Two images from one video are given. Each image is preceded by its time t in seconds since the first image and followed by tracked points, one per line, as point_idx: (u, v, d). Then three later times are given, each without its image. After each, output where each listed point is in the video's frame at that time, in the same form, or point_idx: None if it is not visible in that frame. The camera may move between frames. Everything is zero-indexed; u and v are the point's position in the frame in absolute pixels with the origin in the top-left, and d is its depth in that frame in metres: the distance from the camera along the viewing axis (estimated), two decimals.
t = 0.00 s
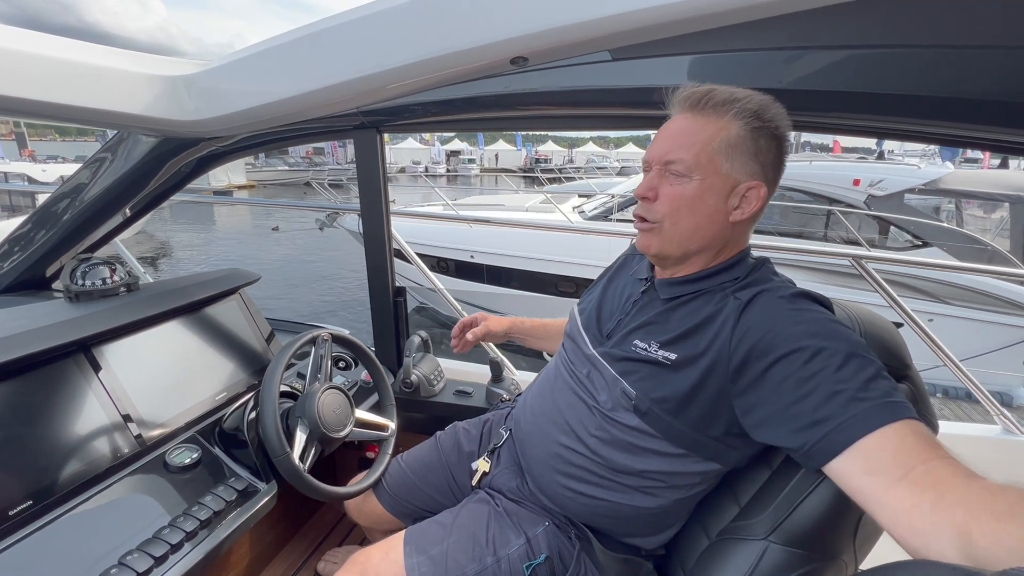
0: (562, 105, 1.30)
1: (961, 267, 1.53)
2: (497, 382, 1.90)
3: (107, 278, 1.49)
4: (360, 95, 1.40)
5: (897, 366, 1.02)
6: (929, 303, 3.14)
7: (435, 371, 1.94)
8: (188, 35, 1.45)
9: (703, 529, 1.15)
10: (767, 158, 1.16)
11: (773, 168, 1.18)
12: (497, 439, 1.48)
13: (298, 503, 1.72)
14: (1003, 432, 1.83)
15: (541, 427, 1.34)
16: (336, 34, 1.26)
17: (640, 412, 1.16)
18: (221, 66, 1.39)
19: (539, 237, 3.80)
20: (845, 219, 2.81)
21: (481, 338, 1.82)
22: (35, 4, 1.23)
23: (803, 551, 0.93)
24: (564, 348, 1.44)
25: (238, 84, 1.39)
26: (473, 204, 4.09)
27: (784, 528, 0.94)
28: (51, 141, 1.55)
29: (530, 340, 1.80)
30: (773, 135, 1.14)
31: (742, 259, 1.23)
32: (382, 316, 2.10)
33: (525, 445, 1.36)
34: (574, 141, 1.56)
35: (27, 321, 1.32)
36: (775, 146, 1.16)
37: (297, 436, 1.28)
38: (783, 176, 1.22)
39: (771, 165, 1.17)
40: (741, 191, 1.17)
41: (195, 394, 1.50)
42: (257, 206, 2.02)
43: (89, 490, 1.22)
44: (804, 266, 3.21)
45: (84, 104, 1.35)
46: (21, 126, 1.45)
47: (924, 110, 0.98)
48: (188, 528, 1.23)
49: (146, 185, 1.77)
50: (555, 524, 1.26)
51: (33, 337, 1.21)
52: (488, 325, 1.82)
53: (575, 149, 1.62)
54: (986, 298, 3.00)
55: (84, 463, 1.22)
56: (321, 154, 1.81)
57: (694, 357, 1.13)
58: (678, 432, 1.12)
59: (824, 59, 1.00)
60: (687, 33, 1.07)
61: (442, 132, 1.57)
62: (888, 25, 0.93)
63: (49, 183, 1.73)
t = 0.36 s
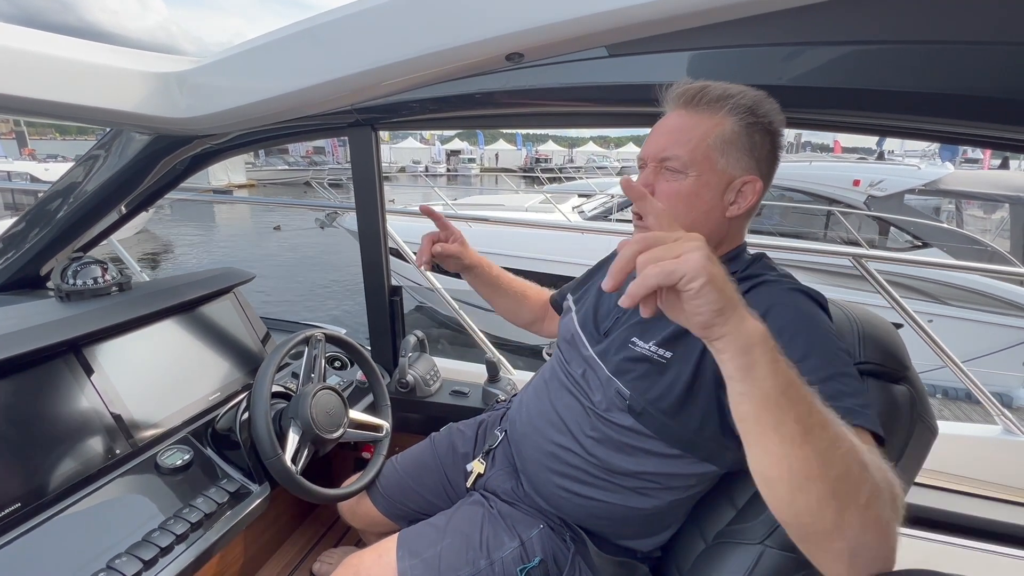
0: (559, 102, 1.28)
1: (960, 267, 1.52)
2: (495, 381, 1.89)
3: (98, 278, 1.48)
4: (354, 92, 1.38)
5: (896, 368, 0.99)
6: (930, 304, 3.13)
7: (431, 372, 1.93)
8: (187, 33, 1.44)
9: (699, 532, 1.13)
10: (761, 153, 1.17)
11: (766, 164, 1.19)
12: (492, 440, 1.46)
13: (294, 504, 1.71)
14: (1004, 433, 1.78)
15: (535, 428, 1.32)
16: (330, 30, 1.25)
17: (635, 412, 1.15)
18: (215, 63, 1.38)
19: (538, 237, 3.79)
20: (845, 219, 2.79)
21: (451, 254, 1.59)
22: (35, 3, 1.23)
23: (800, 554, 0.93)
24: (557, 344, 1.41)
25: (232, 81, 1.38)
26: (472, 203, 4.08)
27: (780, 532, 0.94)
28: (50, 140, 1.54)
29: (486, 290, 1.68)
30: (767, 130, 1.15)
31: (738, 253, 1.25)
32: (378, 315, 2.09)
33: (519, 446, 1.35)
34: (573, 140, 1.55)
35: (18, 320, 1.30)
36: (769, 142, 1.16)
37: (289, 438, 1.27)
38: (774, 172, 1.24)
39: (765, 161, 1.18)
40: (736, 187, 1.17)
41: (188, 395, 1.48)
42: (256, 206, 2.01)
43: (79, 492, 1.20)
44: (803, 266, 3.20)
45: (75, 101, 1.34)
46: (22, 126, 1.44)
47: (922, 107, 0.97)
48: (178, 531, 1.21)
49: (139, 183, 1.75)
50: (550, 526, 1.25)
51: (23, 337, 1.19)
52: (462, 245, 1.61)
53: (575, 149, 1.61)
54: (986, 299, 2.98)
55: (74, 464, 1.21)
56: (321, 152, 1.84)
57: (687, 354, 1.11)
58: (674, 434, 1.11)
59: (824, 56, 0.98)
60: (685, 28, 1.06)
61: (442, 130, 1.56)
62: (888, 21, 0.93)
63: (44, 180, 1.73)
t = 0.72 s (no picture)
0: (557, 96, 1.26)
1: (962, 264, 1.50)
2: (490, 379, 1.87)
3: (91, 275, 1.47)
4: (350, 87, 1.37)
5: (902, 368, 0.97)
6: (930, 305, 3.11)
7: (429, 369, 1.92)
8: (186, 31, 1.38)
9: (698, 532, 1.12)
10: (764, 147, 1.10)
11: (770, 159, 1.12)
12: (488, 439, 1.44)
13: (290, 504, 1.69)
14: (1006, 430, 1.77)
15: (531, 428, 1.31)
16: (326, 24, 1.23)
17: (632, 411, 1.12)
18: (211, 57, 1.37)
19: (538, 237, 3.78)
20: (844, 220, 2.75)
21: (394, 161, 1.45)
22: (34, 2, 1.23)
23: (801, 555, 0.91)
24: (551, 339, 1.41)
25: (227, 76, 1.37)
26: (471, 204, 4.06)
27: (781, 533, 0.93)
28: (51, 139, 1.55)
29: (420, 219, 1.56)
30: (773, 124, 1.09)
31: (731, 250, 1.20)
32: (376, 313, 2.08)
33: (516, 445, 1.33)
34: (573, 140, 1.51)
35: (12, 317, 1.29)
36: (773, 136, 1.11)
37: (284, 436, 1.25)
38: (778, 169, 1.17)
39: (769, 155, 1.12)
40: (735, 177, 1.11)
41: (182, 393, 1.47)
42: (260, 207, 1.91)
43: (70, 491, 1.18)
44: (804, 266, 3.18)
45: (66, 96, 1.32)
46: (22, 124, 1.43)
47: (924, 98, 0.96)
48: (171, 531, 1.20)
49: (135, 179, 1.74)
50: (547, 527, 1.23)
51: (15, 335, 1.18)
52: (408, 157, 1.46)
53: (575, 149, 1.53)
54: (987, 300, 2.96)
55: (66, 464, 1.19)
56: (322, 152, 1.81)
57: (674, 352, 1.14)
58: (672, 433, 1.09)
59: (826, 48, 0.97)
60: (685, 20, 1.05)
61: (442, 128, 1.58)
62: (891, 13, 0.92)
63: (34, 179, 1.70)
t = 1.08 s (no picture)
0: (557, 93, 1.26)
1: (962, 261, 1.50)
2: (492, 377, 1.87)
3: (92, 274, 1.47)
4: (351, 85, 1.37)
5: (906, 363, 0.97)
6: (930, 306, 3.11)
7: (430, 366, 1.92)
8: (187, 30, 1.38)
9: (700, 530, 1.11)
10: (790, 160, 1.12)
11: (794, 171, 1.14)
12: (489, 438, 1.44)
13: (291, 502, 1.69)
14: (1009, 426, 1.73)
15: (533, 427, 1.30)
16: (327, 22, 1.24)
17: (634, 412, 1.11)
18: (212, 55, 1.37)
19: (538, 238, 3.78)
20: (844, 221, 2.67)
21: (375, 154, 1.44)
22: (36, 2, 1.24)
23: (804, 553, 0.91)
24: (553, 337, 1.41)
25: (228, 74, 1.37)
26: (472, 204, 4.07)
27: (784, 531, 0.93)
28: (51, 139, 1.55)
29: (412, 213, 1.56)
30: (799, 137, 1.11)
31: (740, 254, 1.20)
32: (377, 312, 2.08)
33: (518, 444, 1.33)
34: (574, 140, 1.50)
35: (15, 315, 1.30)
36: (799, 148, 1.12)
37: (286, 434, 1.25)
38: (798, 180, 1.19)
39: (794, 168, 1.14)
40: (757, 191, 1.13)
41: (184, 391, 1.47)
42: (261, 204, 1.95)
43: (73, 489, 1.18)
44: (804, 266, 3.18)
45: (66, 93, 1.32)
46: (23, 124, 1.45)
47: (926, 94, 0.96)
48: (174, 529, 1.20)
49: (137, 178, 1.74)
50: (550, 526, 1.23)
51: (18, 333, 1.18)
52: (392, 150, 1.45)
53: (576, 148, 1.54)
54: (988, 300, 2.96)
55: (68, 462, 1.19)
56: (321, 151, 1.74)
57: (675, 349, 1.14)
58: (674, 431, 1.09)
59: (829, 43, 0.97)
60: (686, 15, 1.04)
61: (442, 128, 1.55)
62: (894, 8, 0.91)
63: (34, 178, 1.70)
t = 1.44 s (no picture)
0: (558, 92, 1.26)
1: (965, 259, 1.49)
2: (495, 374, 1.88)
3: (98, 272, 1.48)
4: (353, 85, 1.38)
5: (906, 359, 0.97)
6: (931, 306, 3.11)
7: (433, 364, 1.93)
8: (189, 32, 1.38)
9: (704, 526, 1.12)
10: (789, 155, 1.10)
11: (793, 164, 1.12)
12: (492, 436, 1.45)
13: (295, 500, 1.70)
14: (1010, 423, 1.76)
15: (536, 425, 1.31)
16: (330, 23, 1.25)
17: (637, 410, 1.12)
18: (216, 55, 1.38)
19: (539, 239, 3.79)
20: (846, 223, 2.59)
21: (375, 146, 1.43)
22: (36, 1, 1.24)
23: (806, 547, 0.92)
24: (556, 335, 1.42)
25: (233, 74, 1.38)
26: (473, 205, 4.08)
27: (786, 525, 0.93)
28: (52, 139, 1.58)
29: (411, 202, 1.56)
30: (799, 130, 1.09)
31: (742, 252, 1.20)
32: (381, 311, 2.10)
33: (521, 441, 1.34)
34: (574, 140, 1.49)
35: (22, 314, 1.31)
36: (798, 141, 1.10)
37: (291, 432, 1.26)
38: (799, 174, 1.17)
39: (792, 161, 1.12)
40: (757, 186, 1.11)
41: (190, 389, 1.48)
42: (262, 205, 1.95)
43: (81, 486, 1.19)
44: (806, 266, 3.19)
45: (71, 93, 1.33)
46: (25, 124, 1.48)
47: (927, 93, 0.97)
48: (182, 524, 1.21)
49: (140, 177, 1.75)
50: (553, 522, 1.23)
51: (25, 330, 1.19)
52: (391, 141, 1.43)
53: (576, 149, 1.52)
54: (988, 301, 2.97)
55: (76, 459, 1.20)
56: (322, 152, 1.76)
57: (676, 346, 1.15)
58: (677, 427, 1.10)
59: (829, 41, 0.98)
60: (688, 15, 1.05)
61: (443, 128, 1.57)
62: (895, 7, 0.92)
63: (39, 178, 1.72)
